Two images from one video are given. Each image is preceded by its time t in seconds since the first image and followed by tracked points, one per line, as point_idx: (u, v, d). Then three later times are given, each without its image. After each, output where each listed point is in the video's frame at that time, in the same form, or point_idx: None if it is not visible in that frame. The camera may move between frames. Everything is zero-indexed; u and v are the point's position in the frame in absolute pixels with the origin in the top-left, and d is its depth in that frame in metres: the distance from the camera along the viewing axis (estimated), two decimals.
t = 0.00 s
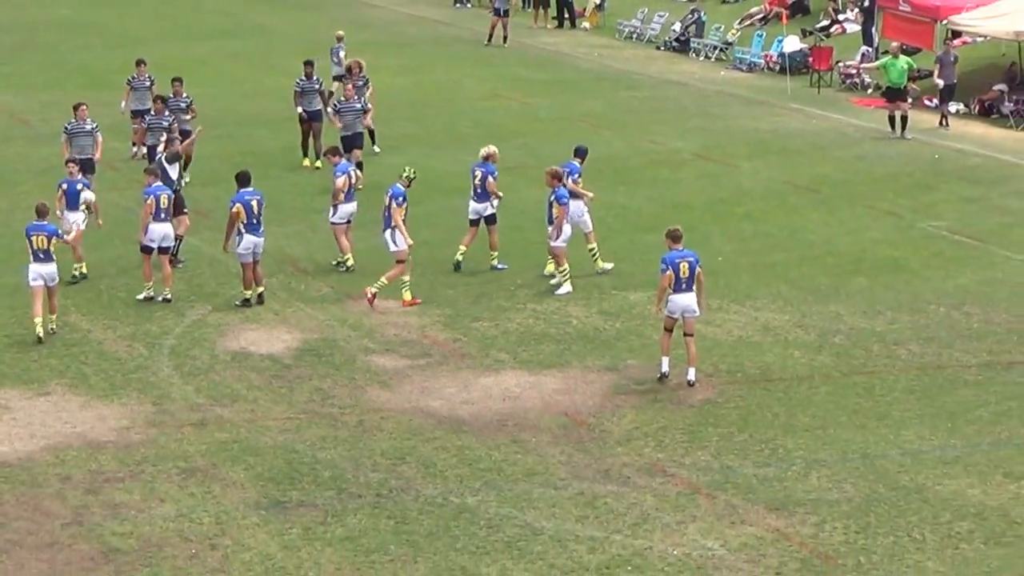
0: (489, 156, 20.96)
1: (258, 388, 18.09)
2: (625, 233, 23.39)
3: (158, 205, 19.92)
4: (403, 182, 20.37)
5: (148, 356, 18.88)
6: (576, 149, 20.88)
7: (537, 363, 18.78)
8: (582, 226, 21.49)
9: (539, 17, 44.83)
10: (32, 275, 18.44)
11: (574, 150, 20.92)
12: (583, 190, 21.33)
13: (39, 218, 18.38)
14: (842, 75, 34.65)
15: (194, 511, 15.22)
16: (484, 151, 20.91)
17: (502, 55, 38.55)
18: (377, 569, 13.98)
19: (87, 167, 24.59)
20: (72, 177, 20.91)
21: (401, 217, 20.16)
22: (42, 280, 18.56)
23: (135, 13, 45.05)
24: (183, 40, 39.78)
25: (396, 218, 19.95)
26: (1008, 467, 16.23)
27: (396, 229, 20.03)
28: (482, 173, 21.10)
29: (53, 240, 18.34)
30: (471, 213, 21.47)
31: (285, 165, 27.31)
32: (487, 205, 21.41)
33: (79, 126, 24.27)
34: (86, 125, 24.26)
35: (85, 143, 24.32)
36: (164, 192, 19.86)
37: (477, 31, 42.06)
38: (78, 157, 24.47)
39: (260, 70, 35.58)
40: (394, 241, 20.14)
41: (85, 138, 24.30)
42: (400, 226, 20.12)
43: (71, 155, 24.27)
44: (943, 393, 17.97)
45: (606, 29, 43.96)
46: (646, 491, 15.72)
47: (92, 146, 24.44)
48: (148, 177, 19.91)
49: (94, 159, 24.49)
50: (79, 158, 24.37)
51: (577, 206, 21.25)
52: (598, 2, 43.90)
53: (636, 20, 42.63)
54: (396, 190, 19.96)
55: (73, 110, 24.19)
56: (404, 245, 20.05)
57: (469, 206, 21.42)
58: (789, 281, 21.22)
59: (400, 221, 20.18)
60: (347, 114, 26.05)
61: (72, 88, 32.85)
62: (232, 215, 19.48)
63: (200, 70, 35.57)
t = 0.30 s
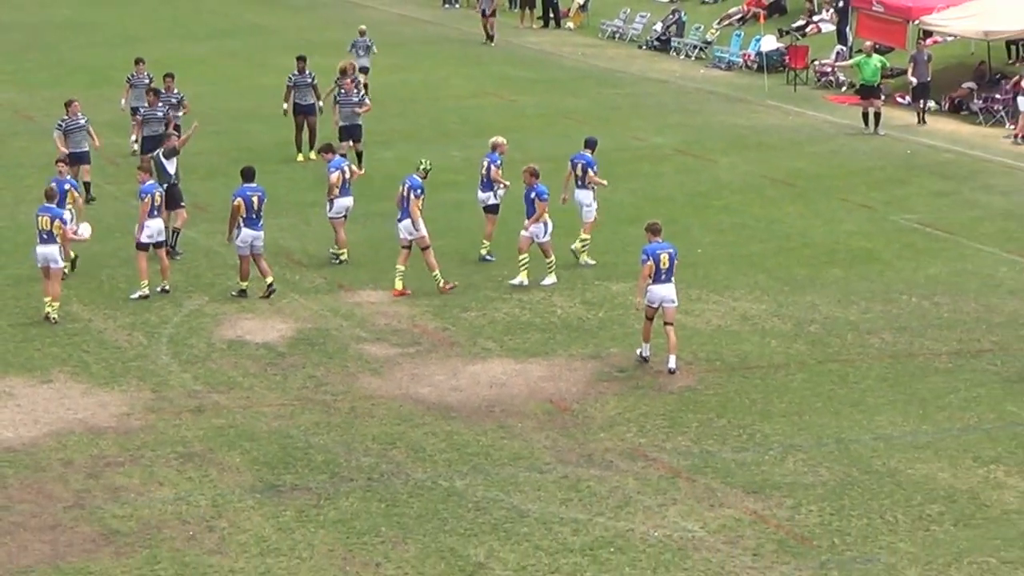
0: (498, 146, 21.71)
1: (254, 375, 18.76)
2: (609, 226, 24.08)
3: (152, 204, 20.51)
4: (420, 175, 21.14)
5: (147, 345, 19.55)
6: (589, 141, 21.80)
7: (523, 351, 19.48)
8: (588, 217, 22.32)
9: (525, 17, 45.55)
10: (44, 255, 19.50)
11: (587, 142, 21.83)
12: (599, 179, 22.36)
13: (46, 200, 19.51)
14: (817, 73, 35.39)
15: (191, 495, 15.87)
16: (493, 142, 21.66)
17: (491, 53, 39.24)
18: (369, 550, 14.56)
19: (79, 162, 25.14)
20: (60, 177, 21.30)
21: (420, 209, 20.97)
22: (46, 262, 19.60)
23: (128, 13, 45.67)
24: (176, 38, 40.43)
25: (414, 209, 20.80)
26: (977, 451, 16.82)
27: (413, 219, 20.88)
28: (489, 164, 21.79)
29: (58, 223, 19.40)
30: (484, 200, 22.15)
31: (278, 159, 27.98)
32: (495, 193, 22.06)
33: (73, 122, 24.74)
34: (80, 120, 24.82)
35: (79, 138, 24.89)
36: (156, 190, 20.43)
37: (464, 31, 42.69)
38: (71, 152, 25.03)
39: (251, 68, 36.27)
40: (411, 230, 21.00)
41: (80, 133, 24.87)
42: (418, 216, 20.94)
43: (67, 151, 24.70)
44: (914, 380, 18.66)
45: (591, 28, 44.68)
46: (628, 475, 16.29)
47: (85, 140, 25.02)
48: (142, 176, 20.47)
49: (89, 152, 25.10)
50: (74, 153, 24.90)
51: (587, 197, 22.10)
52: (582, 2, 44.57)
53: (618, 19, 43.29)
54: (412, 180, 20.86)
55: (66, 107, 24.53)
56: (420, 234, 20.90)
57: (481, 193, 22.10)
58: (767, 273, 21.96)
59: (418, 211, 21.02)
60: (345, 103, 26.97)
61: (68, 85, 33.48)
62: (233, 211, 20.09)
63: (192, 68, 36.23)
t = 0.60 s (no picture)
0: (508, 145, 22.48)
1: (253, 368, 19.19)
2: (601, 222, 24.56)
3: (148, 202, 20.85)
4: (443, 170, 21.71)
5: (149, 339, 19.97)
6: (605, 137, 22.49)
7: (516, 345, 19.92)
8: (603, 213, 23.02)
9: (519, 18, 46.01)
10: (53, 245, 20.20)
11: (602, 138, 22.53)
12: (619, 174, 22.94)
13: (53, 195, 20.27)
14: (806, 72, 35.80)
15: (192, 485, 16.28)
16: (504, 142, 22.45)
17: (486, 53, 39.67)
18: (366, 539, 14.97)
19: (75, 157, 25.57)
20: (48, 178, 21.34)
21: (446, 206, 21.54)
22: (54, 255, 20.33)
23: (126, 14, 46.09)
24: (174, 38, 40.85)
25: (441, 203, 21.42)
26: (960, 442, 17.24)
27: (441, 213, 21.49)
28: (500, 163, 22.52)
29: (66, 217, 20.15)
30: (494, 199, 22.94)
31: (276, 156, 28.40)
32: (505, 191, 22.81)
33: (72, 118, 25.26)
34: (79, 116, 25.27)
35: (78, 133, 25.34)
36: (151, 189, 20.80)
37: (458, 30, 43.11)
38: (69, 147, 25.51)
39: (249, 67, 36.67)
40: (439, 224, 21.61)
41: (78, 129, 25.30)
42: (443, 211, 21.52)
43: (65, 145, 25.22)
44: (899, 372, 19.09)
45: (584, 28, 45.12)
46: (620, 466, 16.71)
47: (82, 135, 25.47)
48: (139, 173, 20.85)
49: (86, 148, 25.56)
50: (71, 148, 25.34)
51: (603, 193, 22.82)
52: (575, 3, 45.02)
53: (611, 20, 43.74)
54: (438, 176, 21.45)
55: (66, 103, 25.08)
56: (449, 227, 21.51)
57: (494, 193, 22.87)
58: (755, 268, 22.40)
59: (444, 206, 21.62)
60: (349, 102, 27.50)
61: (67, 84, 33.88)
62: (243, 206, 20.53)
63: (190, 67, 36.65)
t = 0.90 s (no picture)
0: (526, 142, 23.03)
1: (255, 365, 19.40)
2: (599, 221, 24.80)
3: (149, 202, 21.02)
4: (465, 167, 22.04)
5: (152, 336, 20.19)
6: (626, 135, 22.93)
7: (515, 342, 20.15)
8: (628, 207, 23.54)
9: (518, 18, 46.26)
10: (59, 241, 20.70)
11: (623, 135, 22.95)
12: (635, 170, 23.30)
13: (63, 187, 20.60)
14: (801, 72, 36.03)
15: (195, 481, 16.50)
16: (522, 139, 22.98)
17: (484, 53, 39.88)
18: (366, 534, 15.18)
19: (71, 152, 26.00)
20: (35, 180, 21.45)
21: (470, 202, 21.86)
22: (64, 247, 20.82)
23: (126, 14, 46.32)
24: (173, 38, 41.07)
25: (464, 199, 21.75)
26: (955, 438, 17.47)
27: (463, 208, 21.81)
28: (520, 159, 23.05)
29: (74, 209, 20.65)
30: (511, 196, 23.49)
31: (277, 155, 28.62)
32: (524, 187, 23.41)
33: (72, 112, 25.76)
34: (79, 112, 25.88)
35: (77, 128, 25.82)
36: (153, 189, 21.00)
37: (457, 31, 43.32)
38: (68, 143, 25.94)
39: (249, 68, 36.88)
40: (460, 220, 21.89)
41: (77, 124, 25.79)
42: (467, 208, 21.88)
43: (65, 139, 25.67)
44: (894, 369, 19.32)
45: (582, 29, 45.35)
46: (618, 462, 16.94)
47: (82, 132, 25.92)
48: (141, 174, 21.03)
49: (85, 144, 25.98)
50: (70, 142, 25.69)
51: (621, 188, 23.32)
52: (573, 4, 45.28)
53: (609, 21, 43.99)
54: (461, 173, 21.83)
55: (67, 96, 25.63)
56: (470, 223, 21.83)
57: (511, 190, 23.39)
58: (752, 267, 22.63)
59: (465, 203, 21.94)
60: (354, 98, 27.88)
61: (68, 84, 34.09)
62: (253, 204, 20.73)
63: (190, 67, 36.87)
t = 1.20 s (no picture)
0: (549, 141, 23.30)
1: (258, 363, 19.61)
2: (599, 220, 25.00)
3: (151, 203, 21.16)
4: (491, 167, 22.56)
5: (156, 334, 20.40)
6: (648, 135, 23.03)
7: (516, 340, 20.35)
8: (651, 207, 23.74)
9: (517, 19, 46.49)
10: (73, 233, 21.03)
11: (645, 136, 23.07)
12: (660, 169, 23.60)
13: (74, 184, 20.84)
14: (798, 74, 36.30)
15: (198, 478, 16.70)
16: (546, 137, 23.24)
17: (484, 54, 40.09)
18: (368, 530, 15.38)
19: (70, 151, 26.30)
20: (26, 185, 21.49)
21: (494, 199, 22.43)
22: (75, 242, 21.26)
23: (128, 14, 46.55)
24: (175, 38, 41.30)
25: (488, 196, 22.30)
26: (950, 435, 17.68)
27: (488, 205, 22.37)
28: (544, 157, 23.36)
29: (86, 206, 20.94)
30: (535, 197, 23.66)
31: (279, 154, 28.82)
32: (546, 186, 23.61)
33: (70, 113, 26.06)
34: (78, 113, 26.12)
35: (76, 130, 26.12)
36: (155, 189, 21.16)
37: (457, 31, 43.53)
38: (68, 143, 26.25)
39: (250, 69, 37.09)
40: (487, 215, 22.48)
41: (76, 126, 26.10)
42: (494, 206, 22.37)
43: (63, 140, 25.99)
44: (890, 367, 19.53)
45: (581, 29, 45.56)
46: (617, 459, 17.15)
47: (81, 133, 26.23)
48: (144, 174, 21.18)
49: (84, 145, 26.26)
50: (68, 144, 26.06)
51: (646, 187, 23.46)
52: (572, 5, 45.51)
53: (607, 22, 44.23)
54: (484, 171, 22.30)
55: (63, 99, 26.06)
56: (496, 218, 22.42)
57: (534, 187, 23.58)
58: (749, 266, 22.85)
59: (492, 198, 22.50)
60: (360, 97, 28.34)
61: (70, 84, 34.29)
62: (260, 207, 20.92)
63: (192, 68, 37.08)
